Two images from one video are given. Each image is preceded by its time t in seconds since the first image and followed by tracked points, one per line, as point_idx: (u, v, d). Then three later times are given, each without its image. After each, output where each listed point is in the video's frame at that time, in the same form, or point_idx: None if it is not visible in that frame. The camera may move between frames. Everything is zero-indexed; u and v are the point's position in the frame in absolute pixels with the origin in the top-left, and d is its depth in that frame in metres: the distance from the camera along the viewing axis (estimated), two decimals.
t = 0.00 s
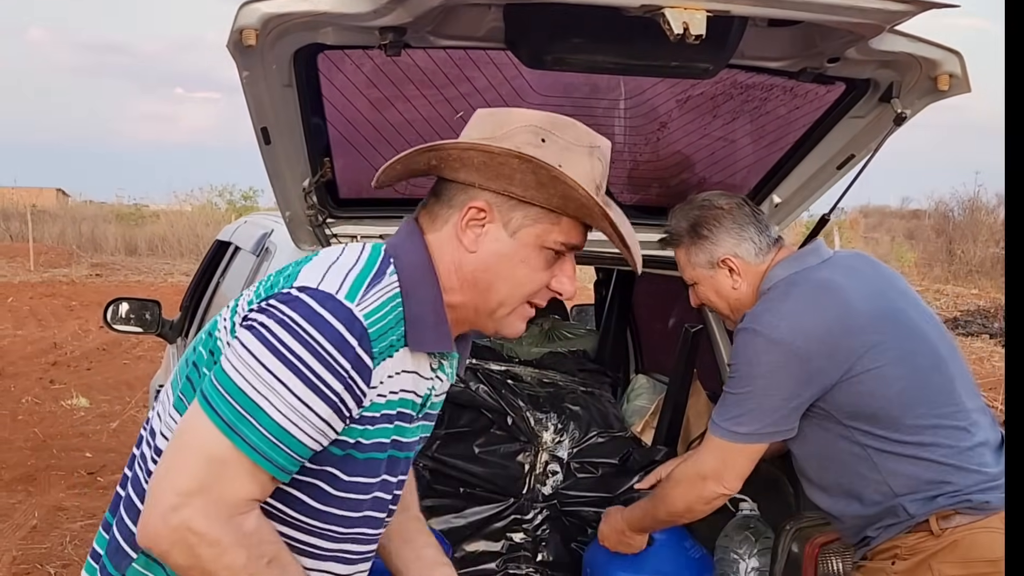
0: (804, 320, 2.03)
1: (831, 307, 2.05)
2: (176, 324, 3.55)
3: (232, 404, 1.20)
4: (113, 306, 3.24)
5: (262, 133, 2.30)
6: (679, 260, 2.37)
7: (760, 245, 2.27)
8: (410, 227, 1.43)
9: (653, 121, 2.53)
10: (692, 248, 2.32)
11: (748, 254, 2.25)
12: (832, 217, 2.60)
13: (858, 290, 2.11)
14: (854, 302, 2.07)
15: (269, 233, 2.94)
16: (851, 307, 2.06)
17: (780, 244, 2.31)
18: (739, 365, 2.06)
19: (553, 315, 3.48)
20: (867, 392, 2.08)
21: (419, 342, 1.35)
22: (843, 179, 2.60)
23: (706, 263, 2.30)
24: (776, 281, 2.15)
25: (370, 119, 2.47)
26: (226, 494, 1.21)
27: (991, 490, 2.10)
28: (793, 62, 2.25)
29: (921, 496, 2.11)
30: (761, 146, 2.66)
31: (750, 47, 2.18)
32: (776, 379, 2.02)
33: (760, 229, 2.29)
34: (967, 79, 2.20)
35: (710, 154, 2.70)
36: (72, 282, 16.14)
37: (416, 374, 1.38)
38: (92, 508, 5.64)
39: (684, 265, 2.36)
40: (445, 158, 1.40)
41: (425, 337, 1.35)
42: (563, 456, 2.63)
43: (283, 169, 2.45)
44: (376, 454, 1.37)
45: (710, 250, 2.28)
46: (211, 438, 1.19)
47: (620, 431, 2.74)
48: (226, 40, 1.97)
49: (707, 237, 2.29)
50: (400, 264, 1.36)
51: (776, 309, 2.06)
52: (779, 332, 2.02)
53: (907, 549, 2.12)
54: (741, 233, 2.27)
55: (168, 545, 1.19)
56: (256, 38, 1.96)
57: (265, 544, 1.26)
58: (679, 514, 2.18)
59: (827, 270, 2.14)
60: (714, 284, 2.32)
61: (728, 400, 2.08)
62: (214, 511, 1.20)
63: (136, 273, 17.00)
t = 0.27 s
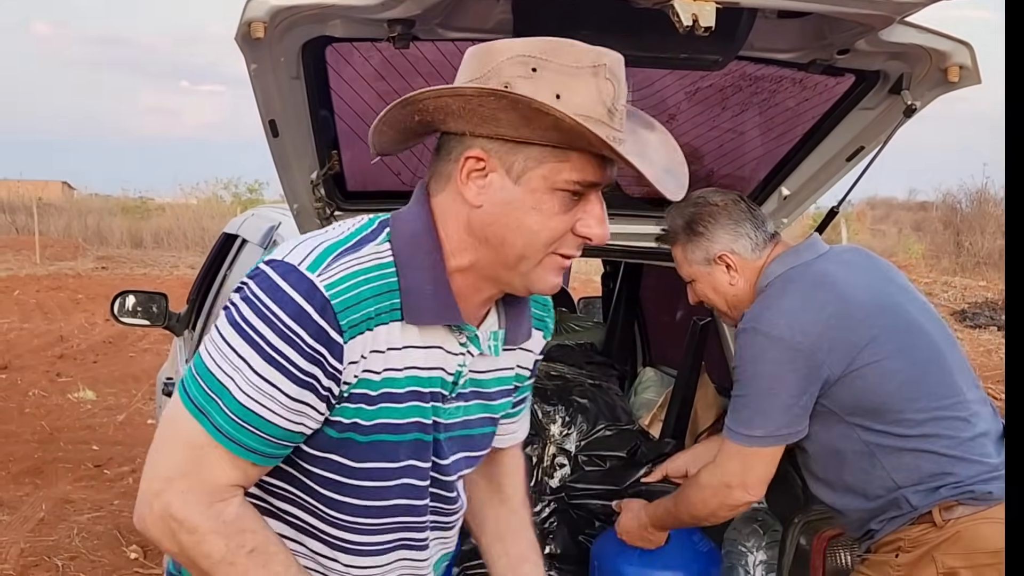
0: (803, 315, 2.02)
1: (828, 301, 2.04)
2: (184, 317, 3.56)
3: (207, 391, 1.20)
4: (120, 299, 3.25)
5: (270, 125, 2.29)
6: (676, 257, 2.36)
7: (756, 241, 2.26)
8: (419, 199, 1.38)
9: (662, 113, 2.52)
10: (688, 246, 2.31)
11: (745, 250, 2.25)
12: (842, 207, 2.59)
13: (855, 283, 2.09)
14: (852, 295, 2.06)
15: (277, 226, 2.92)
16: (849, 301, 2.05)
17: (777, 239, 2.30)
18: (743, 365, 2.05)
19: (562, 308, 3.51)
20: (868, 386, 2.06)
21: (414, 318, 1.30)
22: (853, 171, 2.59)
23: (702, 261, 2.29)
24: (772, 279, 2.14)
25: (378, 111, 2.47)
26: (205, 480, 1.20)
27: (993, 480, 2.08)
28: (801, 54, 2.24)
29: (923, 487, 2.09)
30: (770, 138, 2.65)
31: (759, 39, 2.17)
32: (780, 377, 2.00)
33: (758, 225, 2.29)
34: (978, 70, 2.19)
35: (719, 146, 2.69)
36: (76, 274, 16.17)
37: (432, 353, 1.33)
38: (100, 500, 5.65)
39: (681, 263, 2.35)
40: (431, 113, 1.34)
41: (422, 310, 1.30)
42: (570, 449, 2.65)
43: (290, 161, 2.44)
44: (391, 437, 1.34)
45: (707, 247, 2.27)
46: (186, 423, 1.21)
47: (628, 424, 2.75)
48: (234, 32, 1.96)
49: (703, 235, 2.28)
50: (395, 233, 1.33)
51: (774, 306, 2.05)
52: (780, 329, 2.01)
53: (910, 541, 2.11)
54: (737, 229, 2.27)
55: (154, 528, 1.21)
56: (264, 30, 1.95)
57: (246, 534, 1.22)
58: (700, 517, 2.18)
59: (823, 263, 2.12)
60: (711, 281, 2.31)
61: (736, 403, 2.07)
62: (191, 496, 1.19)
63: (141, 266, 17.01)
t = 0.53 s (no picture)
0: (807, 305, 2.00)
1: (832, 291, 2.01)
2: (187, 309, 3.57)
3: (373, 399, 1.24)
4: (124, 291, 3.26)
5: (274, 117, 2.27)
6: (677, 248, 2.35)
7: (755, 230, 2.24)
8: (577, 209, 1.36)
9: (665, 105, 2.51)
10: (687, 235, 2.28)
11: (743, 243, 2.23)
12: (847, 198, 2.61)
13: (857, 272, 2.06)
14: (856, 285, 2.03)
15: (280, 218, 2.91)
16: (853, 289, 2.02)
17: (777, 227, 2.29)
18: (749, 357, 2.02)
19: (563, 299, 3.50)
20: (869, 377, 2.03)
21: (561, 318, 1.27)
22: (857, 162, 2.60)
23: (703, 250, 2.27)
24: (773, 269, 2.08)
25: (381, 102, 2.46)
26: (360, 470, 1.26)
27: (993, 470, 2.10)
28: (805, 45, 2.23)
29: (922, 477, 2.09)
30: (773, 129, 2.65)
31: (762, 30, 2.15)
32: (789, 368, 1.98)
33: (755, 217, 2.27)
34: (982, 61, 2.18)
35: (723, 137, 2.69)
36: (78, 267, 16.18)
37: (585, 360, 1.29)
38: (104, 493, 5.67)
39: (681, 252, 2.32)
40: (609, 123, 1.30)
41: (566, 311, 1.27)
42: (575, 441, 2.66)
43: (294, 149, 2.41)
44: (529, 437, 1.30)
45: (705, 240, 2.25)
46: (343, 418, 1.26)
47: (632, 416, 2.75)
48: (238, 24, 1.92)
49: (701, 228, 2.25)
50: (545, 235, 1.33)
51: (780, 296, 2.02)
52: (785, 319, 1.99)
53: (909, 531, 2.13)
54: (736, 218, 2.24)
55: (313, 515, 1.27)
56: (268, 22, 1.92)
57: (394, 522, 1.28)
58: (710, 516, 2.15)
59: (825, 252, 2.08)
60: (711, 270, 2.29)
61: (748, 397, 2.04)
62: (345, 487, 1.25)
63: (142, 259, 17.03)
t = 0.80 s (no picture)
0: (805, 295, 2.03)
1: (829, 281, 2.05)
2: (187, 301, 3.57)
3: (696, 356, 1.16)
4: (123, 283, 3.26)
5: (273, 108, 2.22)
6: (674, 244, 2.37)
7: (746, 218, 2.29)
8: (910, 230, 1.23)
9: (666, 95, 2.50)
10: (682, 231, 2.32)
11: (736, 228, 2.28)
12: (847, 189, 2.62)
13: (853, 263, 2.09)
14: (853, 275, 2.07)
15: (280, 209, 2.91)
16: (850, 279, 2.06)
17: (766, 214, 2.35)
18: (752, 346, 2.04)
19: (563, 290, 3.49)
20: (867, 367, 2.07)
21: (912, 332, 1.20)
22: (857, 152, 2.60)
23: (698, 243, 2.31)
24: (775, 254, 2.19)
25: (381, 93, 2.45)
26: (677, 438, 1.16)
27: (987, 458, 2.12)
28: (806, 35, 2.21)
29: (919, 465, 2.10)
30: (773, 120, 2.64)
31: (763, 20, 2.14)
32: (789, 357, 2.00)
33: (746, 202, 2.32)
34: (984, 50, 2.14)
35: (723, 128, 2.68)
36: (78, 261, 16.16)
37: (907, 378, 1.22)
38: (105, 485, 5.68)
39: (678, 247, 2.37)
40: (983, 148, 1.16)
41: (919, 328, 1.20)
42: (575, 432, 2.66)
43: (293, 141, 2.37)
44: (855, 446, 1.23)
45: (699, 229, 2.28)
46: (671, 382, 1.17)
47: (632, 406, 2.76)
48: (236, 14, 1.89)
49: (694, 218, 2.28)
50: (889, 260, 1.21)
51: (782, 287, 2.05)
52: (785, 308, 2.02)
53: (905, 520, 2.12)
54: (726, 208, 2.28)
55: (613, 483, 1.18)
56: (267, 12, 1.89)
57: (704, 501, 1.18)
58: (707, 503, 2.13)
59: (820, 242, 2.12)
60: (708, 262, 2.34)
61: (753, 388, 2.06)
62: (660, 455, 1.15)
63: (142, 253, 17.03)
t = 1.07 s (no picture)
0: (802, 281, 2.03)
1: (827, 268, 2.06)
2: (186, 295, 3.57)
3: (905, 379, 1.08)
4: (123, 277, 3.26)
5: (273, 102, 2.21)
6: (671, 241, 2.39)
7: (736, 210, 2.27)
8: None
9: (665, 87, 2.50)
10: (675, 227, 2.34)
11: (728, 221, 2.27)
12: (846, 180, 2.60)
13: (850, 252, 2.11)
14: (848, 264, 2.07)
15: (279, 202, 2.91)
16: (845, 266, 2.06)
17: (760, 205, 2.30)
18: (746, 333, 2.03)
19: (563, 283, 3.49)
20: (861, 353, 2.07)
21: None
22: (855, 144, 2.61)
23: (692, 238, 2.32)
24: (770, 246, 2.17)
25: (380, 86, 2.44)
26: (919, 487, 1.08)
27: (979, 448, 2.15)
28: (805, 27, 2.21)
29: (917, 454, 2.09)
30: (773, 111, 2.64)
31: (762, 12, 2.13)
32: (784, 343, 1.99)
33: (737, 194, 2.29)
34: (983, 41, 2.13)
35: (722, 120, 2.68)
36: (76, 254, 16.15)
37: None
38: (104, 478, 5.68)
39: (676, 245, 2.38)
40: None
41: None
42: (575, 424, 2.66)
43: (293, 136, 2.36)
44: None
45: (691, 225, 2.30)
46: (893, 422, 1.08)
47: (632, 398, 2.74)
48: (235, 8, 1.88)
49: (685, 214, 2.30)
50: None
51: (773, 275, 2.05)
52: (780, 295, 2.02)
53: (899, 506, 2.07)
54: (716, 201, 2.28)
55: (849, 535, 1.10)
56: (266, 6, 1.89)
57: (956, 538, 1.11)
58: (704, 487, 2.12)
59: (820, 232, 2.14)
60: (705, 256, 2.34)
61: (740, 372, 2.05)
62: (902, 507, 1.08)
63: (141, 246, 17.02)
